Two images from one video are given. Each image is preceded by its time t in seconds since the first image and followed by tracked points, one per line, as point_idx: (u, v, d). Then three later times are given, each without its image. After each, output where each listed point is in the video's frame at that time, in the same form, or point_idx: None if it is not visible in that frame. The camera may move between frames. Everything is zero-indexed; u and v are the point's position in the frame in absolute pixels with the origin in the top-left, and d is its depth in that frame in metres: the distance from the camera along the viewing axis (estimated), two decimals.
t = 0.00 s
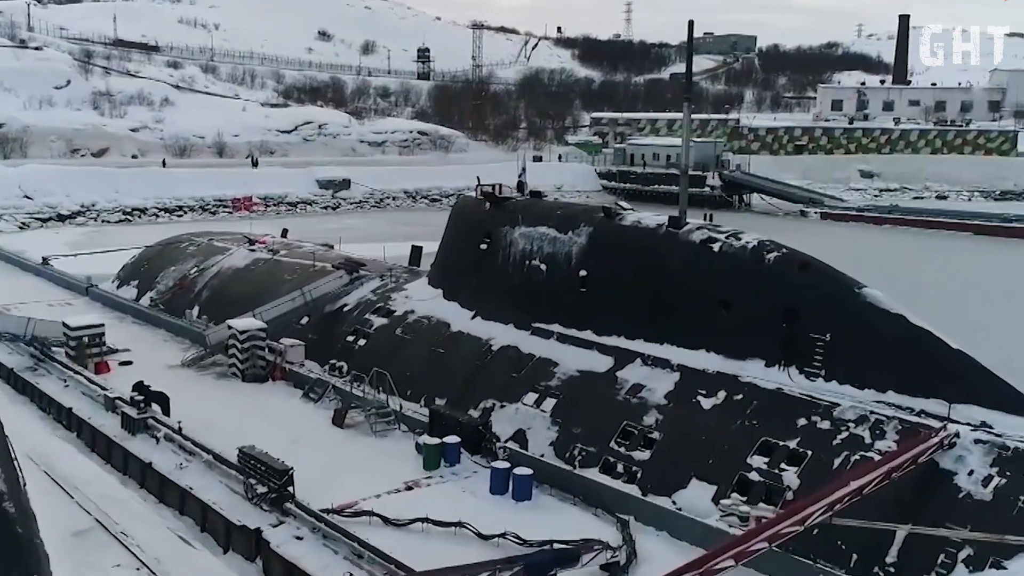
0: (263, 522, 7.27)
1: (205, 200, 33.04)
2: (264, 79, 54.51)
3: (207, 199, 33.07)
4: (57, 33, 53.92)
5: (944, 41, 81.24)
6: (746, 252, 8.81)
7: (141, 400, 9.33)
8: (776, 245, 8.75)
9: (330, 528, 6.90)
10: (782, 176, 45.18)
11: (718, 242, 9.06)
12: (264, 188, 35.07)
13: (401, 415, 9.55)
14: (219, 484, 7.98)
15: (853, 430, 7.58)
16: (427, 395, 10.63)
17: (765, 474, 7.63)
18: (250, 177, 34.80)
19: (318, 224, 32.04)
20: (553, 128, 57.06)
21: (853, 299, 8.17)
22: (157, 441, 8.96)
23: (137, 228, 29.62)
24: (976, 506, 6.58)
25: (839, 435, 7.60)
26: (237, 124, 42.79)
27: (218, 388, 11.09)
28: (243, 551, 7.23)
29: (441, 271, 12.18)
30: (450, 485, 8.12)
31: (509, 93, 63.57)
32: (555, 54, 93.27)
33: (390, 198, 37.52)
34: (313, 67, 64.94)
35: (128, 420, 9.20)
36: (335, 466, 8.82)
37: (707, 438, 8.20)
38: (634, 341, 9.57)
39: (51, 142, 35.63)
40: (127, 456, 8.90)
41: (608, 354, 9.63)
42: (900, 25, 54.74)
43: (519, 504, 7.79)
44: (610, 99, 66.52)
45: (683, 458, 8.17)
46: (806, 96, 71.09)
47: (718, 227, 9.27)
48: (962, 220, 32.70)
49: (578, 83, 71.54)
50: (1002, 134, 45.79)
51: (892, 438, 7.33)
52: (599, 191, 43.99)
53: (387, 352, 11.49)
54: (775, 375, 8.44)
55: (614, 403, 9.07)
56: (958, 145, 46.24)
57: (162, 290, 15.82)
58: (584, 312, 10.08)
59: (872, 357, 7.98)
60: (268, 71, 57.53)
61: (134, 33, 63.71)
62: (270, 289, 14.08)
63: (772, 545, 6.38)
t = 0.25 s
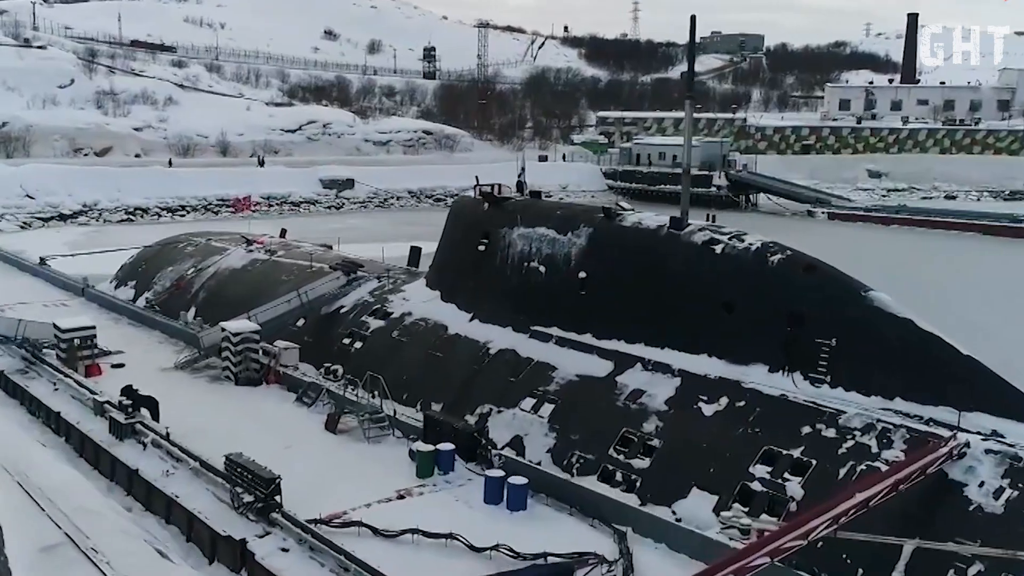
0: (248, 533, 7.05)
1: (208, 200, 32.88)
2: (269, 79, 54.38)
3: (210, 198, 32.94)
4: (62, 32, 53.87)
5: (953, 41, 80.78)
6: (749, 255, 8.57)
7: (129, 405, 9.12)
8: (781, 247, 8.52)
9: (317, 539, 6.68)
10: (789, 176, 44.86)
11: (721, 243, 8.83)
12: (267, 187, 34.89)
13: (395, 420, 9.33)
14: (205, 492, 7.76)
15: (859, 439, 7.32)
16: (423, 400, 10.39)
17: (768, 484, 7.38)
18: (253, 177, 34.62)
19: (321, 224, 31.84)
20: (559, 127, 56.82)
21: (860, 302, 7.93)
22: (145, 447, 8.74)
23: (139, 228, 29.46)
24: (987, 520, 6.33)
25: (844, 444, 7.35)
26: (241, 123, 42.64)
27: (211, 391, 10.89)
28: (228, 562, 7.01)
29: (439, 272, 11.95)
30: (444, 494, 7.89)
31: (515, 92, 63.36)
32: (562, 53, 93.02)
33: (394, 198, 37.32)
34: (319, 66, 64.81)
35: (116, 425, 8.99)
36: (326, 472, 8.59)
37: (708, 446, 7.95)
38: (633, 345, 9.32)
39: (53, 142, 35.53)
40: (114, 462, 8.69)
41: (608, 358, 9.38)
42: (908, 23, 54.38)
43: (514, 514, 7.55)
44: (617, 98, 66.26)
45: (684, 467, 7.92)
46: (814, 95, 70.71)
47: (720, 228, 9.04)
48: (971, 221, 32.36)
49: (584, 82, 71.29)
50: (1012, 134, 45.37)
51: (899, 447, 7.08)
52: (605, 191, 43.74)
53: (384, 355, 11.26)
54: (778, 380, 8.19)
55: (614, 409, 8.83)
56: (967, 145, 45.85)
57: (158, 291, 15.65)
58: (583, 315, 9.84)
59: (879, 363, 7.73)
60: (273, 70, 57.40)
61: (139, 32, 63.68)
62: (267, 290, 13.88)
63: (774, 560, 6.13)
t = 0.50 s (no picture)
0: (229, 545, 6.81)
1: (212, 199, 32.75)
2: (277, 77, 54.26)
3: (215, 198, 32.80)
4: (70, 31, 53.83)
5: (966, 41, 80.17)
6: (752, 258, 8.29)
7: (115, 410, 8.89)
8: (785, 250, 8.24)
9: (299, 554, 6.45)
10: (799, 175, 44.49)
11: (724, 246, 8.55)
12: (273, 186, 34.71)
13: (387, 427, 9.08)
14: (188, 502, 7.52)
15: (864, 450, 7.04)
16: (418, 405, 10.15)
17: (770, 497, 7.11)
18: (259, 176, 34.45)
19: (326, 223, 31.67)
20: (568, 127, 56.53)
21: (867, 308, 7.64)
22: (129, 454, 8.51)
23: (143, 227, 29.31)
24: (998, 537, 6.05)
25: (849, 456, 7.06)
26: (247, 122, 42.49)
27: (202, 395, 10.66)
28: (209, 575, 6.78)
29: (437, 274, 11.70)
30: (435, 505, 7.64)
31: (523, 92, 63.12)
32: (571, 53, 92.71)
33: (400, 198, 37.13)
34: (326, 66, 64.67)
35: (100, 431, 8.76)
36: (315, 479, 8.35)
37: (708, 455, 7.68)
38: (633, 350, 9.05)
39: (59, 141, 35.45)
40: (98, 469, 8.46)
41: (607, 364, 9.12)
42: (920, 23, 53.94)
43: (506, 526, 7.29)
44: (626, 98, 65.94)
45: (682, 478, 7.66)
46: (824, 95, 70.28)
47: (723, 230, 8.77)
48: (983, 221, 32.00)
49: (593, 82, 71.00)
50: None
51: (907, 458, 6.80)
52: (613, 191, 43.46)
53: (379, 359, 11.01)
54: (782, 388, 7.90)
55: (612, 416, 8.56)
56: (979, 145, 45.39)
57: (156, 291, 15.45)
58: (582, 318, 9.57)
59: (887, 370, 7.44)
60: (281, 70, 57.28)
61: (147, 31, 63.65)
62: (263, 292, 13.65)
63: None
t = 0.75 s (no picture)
0: (212, 557, 6.61)
1: (218, 198, 32.63)
2: (285, 77, 54.16)
3: (222, 198, 32.68)
4: (78, 30, 53.82)
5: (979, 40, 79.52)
6: (755, 261, 8.06)
7: (101, 416, 8.70)
8: (789, 253, 8.00)
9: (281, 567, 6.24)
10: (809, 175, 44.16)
11: (726, 248, 8.31)
12: (279, 185, 34.56)
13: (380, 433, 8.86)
14: (171, 510, 7.32)
15: (870, 460, 6.79)
16: (414, 410, 9.93)
17: (771, 509, 6.88)
18: (265, 175, 34.32)
19: (332, 224, 31.50)
20: (577, 126, 56.26)
21: (873, 313, 7.41)
22: (115, 460, 8.32)
23: (148, 227, 29.21)
24: (1008, 553, 5.80)
25: (854, 466, 6.82)
26: (254, 122, 42.38)
27: (195, 399, 10.47)
28: None
29: (435, 276, 11.48)
30: (426, 515, 7.42)
31: (532, 91, 62.89)
32: (581, 52, 92.41)
33: (407, 198, 36.96)
34: (335, 65, 64.56)
35: (87, 437, 8.57)
36: (304, 486, 8.14)
37: (709, 465, 7.44)
38: (632, 356, 8.82)
39: (65, 140, 35.38)
40: (83, 475, 8.27)
41: (606, 369, 8.89)
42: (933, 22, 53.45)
43: (497, 538, 7.06)
44: (636, 97, 65.64)
45: (682, 488, 7.42)
46: (835, 94, 69.84)
47: (725, 232, 8.53)
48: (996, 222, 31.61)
49: (603, 81, 70.69)
50: None
51: (914, 470, 6.55)
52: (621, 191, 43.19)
53: (376, 363, 10.80)
54: (785, 396, 7.66)
55: (610, 423, 8.33)
56: (992, 145, 44.80)
57: (156, 292, 15.29)
58: (580, 322, 9.34)
59: (894, 378, 7.20)
60: (289, 69, 57.20)
61: (156, 30, 63.65)
62: (261, 293, 13.45)
63: None
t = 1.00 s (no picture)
0: (193, 569, 6.41)
1: (224, 197, 32.51)
2: (294, 75, 54.04)
3: (229, 197, 32.56)
4: (87, 29, 53.85)
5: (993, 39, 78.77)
6: (757, 264, 7.81)
7: (88, 420, 8.51)
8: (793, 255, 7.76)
9: None
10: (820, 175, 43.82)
11: (728, 251, 8.06)
12: (286, 184, 34.41)
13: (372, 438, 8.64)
14: (154, 520, 7.13)
15: (875, 472, 6.55)
16: (410, 415, 9.71)
17: (772, 521, 6.64)
18: (272, 174, 34.17)
19: (339, 223, 31.33)
20: (586, 126, 55.96)
21: (879, 319, 7.15)
22: (100, 466, 8.13)
23: (153, 226, 29.10)
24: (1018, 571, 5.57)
25: (859, 478, 6.57)
26: (262, 120, 42.26)
27: (187, 402, 10.28)
28: None
29: (434, 278, 11.25)
30: (416, 525, 7.21)
31: (542, 90, 62.66)
32: (591, 51, 92.09)
33: (414, 197, 36.79)
34: (344, 63, 64.46)
35: (73, 442, 8.39)
36: (293, 494, 7.93)
37: (709, 475, 7.20)
38: (631, 360, 8.58)
39: (72, 139, 35.32)
40: (68, 481, 8.08)
41: (604, 375, 8.65)
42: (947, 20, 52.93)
43: (488, 549, 6.84)
44: (646, 96, 65.32)
45: (680, 499, 7.19)
46: (847, 93, 69.35)
47: (727, 234, 8.29)
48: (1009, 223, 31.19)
49: (613, 80, 70.37)
50: None
51: (921, 483, 6.30)
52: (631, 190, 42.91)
53: (372, 366, 10.59)
54: (788, 405, 7.42)
55: (608, 431, 8.09)
56: (1006, 144, 44.14)
57: (155, 292, 15.13)
58: (579, 325, 9.10)
59: (900, 386, 6.95)
60: (298, 67, 57.12)
61: (166, 29, 63.67)
62: (259, 294, 13.24)
63: None
